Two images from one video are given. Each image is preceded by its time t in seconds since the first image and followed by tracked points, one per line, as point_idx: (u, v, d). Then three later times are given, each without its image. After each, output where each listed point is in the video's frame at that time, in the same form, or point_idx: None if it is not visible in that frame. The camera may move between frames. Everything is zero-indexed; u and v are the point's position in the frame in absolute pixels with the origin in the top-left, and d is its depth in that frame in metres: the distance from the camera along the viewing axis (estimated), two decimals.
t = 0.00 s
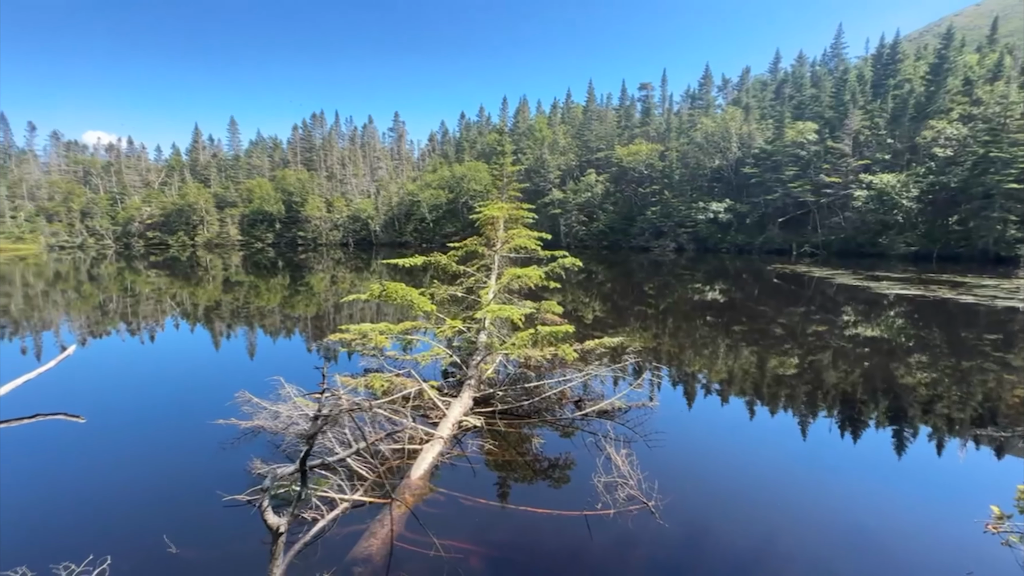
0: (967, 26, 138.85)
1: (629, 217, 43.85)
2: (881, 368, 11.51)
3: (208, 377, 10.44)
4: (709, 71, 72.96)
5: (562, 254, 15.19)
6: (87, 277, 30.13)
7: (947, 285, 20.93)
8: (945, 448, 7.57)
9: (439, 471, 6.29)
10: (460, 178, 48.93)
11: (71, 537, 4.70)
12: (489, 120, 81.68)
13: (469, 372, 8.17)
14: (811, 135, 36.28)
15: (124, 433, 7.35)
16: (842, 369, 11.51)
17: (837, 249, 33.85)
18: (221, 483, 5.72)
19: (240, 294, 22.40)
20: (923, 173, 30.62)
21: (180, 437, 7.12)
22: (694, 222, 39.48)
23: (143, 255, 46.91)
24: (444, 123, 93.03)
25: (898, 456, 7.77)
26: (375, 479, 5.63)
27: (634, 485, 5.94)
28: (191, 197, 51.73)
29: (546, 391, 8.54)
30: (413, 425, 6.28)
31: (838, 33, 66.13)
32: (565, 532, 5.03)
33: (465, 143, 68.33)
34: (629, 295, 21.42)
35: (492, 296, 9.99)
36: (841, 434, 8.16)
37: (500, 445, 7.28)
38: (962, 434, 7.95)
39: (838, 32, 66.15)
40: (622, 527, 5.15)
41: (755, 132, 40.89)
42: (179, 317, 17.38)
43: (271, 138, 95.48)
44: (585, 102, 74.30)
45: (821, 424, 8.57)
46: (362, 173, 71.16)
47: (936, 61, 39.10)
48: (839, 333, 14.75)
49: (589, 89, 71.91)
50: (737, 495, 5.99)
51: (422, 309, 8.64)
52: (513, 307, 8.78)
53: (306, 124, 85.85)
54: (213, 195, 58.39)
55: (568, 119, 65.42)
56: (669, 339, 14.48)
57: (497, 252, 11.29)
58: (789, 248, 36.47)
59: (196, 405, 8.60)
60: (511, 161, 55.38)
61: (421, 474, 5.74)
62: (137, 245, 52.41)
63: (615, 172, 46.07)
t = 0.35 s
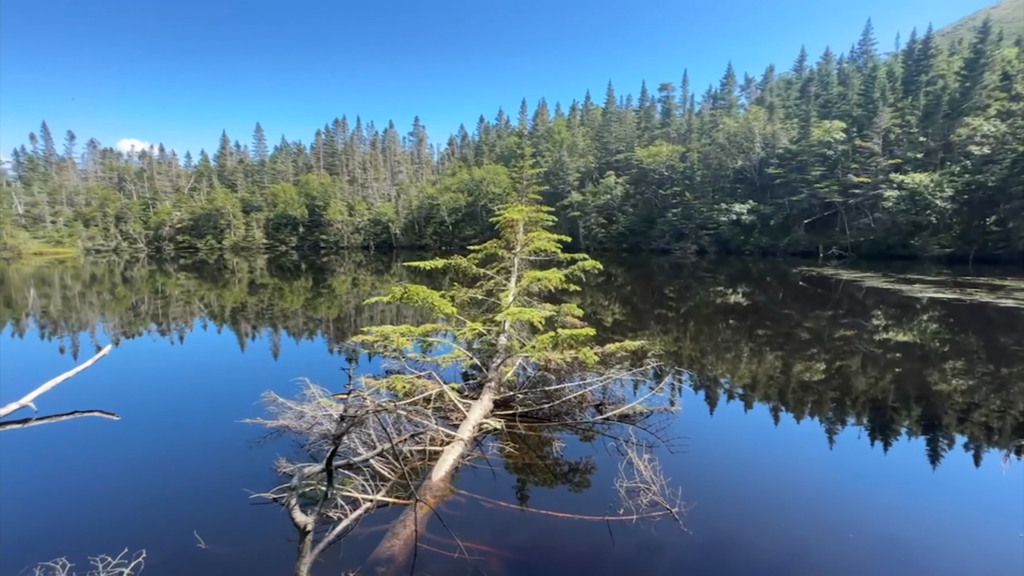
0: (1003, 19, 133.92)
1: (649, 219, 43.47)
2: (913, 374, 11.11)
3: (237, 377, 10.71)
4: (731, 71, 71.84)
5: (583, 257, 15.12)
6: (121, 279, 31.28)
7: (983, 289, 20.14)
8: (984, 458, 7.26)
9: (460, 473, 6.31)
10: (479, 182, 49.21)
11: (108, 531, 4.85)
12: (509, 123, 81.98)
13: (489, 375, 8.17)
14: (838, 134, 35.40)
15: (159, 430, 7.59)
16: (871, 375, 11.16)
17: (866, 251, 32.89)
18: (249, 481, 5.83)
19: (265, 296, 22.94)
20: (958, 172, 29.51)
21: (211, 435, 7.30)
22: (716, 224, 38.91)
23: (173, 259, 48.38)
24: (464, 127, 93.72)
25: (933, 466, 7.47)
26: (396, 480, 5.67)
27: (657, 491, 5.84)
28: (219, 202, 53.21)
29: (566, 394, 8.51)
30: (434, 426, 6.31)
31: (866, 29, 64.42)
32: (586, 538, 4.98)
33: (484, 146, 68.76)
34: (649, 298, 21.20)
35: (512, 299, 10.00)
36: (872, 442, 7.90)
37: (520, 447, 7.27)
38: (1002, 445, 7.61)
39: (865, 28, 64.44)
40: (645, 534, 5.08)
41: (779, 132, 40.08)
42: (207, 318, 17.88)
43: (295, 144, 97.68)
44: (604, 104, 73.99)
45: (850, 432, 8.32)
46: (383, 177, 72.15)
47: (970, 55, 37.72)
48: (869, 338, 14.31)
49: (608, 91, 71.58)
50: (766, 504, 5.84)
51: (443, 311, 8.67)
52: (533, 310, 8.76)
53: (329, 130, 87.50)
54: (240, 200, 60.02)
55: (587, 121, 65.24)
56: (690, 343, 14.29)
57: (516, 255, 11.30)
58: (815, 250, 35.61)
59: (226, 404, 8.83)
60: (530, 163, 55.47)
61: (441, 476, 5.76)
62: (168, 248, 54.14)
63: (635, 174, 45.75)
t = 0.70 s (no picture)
0: None
1: (669, 221, 43.07)
2: (948, 380, 10.71)
3: (262, 376, 10.98)
4: (754, 69, 70.63)
5: (603, 259, 15.03)
6: (152, 281, 32.29)
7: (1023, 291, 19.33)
8: None
9: (479, 475, 6.31)
10: (497, 184, 49.42)
11: (140, 525, 5.01)
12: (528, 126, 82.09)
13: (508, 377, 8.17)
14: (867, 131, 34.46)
15: (192, 427, 7.85)
16: (903, 381, 10.80)
17: (896, 252, 31.93)
18: (273, 479, 5.94)
19: (289, 298, 23.43)
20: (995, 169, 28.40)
21: (239, 432, 7.50)
22: (738, 225, 38.28)
23: (201, 261, 49.72)
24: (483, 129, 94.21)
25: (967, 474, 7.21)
26: (416, 480, 5.70)
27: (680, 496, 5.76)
28: (245, 206, 54.49)
29: (586, 397, 8.45)
30: (453, 428, 6.33)
31: (895, 24, 62.62)
32: (607, 542, 4.94)
33: (503, 149, 69.01)
34: (670, 300, 20.94)
35: (531, 301, 9.98)
36: (903, 450, 7.66)
37: (540, 450, 7.24)
38: None
39: (895, 23, 62.65)
40: (667, 539, 5.01)
41: (804, 130, 39.23)
42: (233, 319, 18.35)
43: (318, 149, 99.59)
44: (624, 105, 73.53)
45: (879, 439, 8.08)
46: (403, 180, 72.98)
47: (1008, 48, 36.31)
48: (900, 342, 13.86)
49: (628, 92, 71.11)
50: (794, 511, 5.72)
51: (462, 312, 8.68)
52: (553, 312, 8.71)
53: (350, 134, 88.90)
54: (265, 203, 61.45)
55: (606, 122, 64.96)
56: (712, 346, 14.06)
57: (536, 257, 11.27)
58: (842, 251, 34.71)
59: (251, 402, 9.05)
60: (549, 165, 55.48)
61: (461, 477, 5.77)
62: (196, 251, 55.74)
63: (655, 175, 45.36)
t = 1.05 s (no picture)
0: None
1: (690, 221, 42.65)
2: (984, 386, 10.32)
3: (286, 375, 11.22)
4: (778, 66, 69.18)
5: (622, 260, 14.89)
6: (181, 282, 33.27)
7: None
8: None
9: (498, 476, 6.32)
10: (516, 186, 49.46)
11: (170, 519, 5.16)
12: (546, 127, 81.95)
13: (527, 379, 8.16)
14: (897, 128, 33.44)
15: (218, 424, 8.06)
16: (936, 386, 10.44)
17: (928, 253, 30.88)
18: (296, 477, 6.04)
19: (310, 299, 23.82)
20: None
21: (265, 429, 7.68)
22: (762, 225, 37.57)
23: (227, 263, 51.00)
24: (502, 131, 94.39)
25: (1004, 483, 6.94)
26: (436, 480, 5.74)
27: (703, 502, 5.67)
28: (269, 209, 55.68)
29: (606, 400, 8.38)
30: (473, 429, 6.34)
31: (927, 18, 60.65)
32: (629, 547, 4.90)
33: (521, 150, 69.07)
34: (690, 302, 20.67)
35: (550, 303, 9.96)
36: (936, 457, 7.40)
37: (559, 453, 7.21)
38: None
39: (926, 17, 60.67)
40: (690, 545, 4.93)
41: (831, 128, 38.29)
42: (258, 319, 18.76)
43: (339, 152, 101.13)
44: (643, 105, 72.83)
45: (911, 445, 7.82)
46: (423, 182, 73.60)
47: None
48: (933, 346, 13.40)
49: (647, 92, 70.45)
50: (822, 519, 5.57)
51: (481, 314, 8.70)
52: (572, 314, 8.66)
53: (371, 137, 90.08)
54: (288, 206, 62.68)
55: (626, 122, 64.45)
56: (734, 349, 13.81)
57: (555, 258, 11.23)
58: (871, 252, 33.74)
59: (276, 401, 9.26)
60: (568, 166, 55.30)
61: (481, 478, 5.78)
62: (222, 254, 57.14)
63: (675, 175, 44.86)
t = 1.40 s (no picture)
0: None
1: (712, 221, 42.01)
2: None
3: (310, 375, 11.43)
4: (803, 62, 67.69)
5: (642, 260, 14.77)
6: (209, 283, 34.12)
7: None
8: None
9: (518, 477, 6.31)
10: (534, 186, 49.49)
11: (199, 513, 5.29)
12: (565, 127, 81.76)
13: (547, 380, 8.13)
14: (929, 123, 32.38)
15: (244, 422, 8.26)
16: (971, 392, 10.06)
17: (963, 253, 29.80)
18: (319, 474, 6.14)
19: (332, 300, 24.25)
20: None
21: (290, 427, 7.84)
22: (786, 225, 36.82)
23: (252, 264, 52.12)
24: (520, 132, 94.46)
25: None
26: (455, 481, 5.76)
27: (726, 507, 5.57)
28: (292, 211, 56.76)
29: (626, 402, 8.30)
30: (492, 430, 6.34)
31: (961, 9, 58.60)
32: (650, 551, 4.83)
33: (540, 151, 69.06)
34: (712, 303, 20.37)
35: (570, 303, 9.90)
36: (972, 465, 7.13)
37: (578, 455, 7.17)
38: None
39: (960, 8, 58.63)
40: (713, 551, 4.85)
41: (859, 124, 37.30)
42: (281, 319, 19.17)
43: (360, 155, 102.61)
44: (664, 104, 72.06)
45: (944, 452, 7.56)
46: (442, 184, 74.16)
47: None
48: (968, 349, 12.92)
49: (668, 90, 69.71)
50: (850, 526, 5.43)
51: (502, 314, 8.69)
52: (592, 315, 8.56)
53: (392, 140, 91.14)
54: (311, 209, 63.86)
55: (645, 121, 63.89)
56: (758, 351, 13.54)
57: (574, 259, 11.17)
58: (901, 252, 32.73)
59: (300, 400, 9.44)
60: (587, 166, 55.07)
61: (500, 479, 5.77)
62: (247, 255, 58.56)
63: (697, 175, 44.26)
